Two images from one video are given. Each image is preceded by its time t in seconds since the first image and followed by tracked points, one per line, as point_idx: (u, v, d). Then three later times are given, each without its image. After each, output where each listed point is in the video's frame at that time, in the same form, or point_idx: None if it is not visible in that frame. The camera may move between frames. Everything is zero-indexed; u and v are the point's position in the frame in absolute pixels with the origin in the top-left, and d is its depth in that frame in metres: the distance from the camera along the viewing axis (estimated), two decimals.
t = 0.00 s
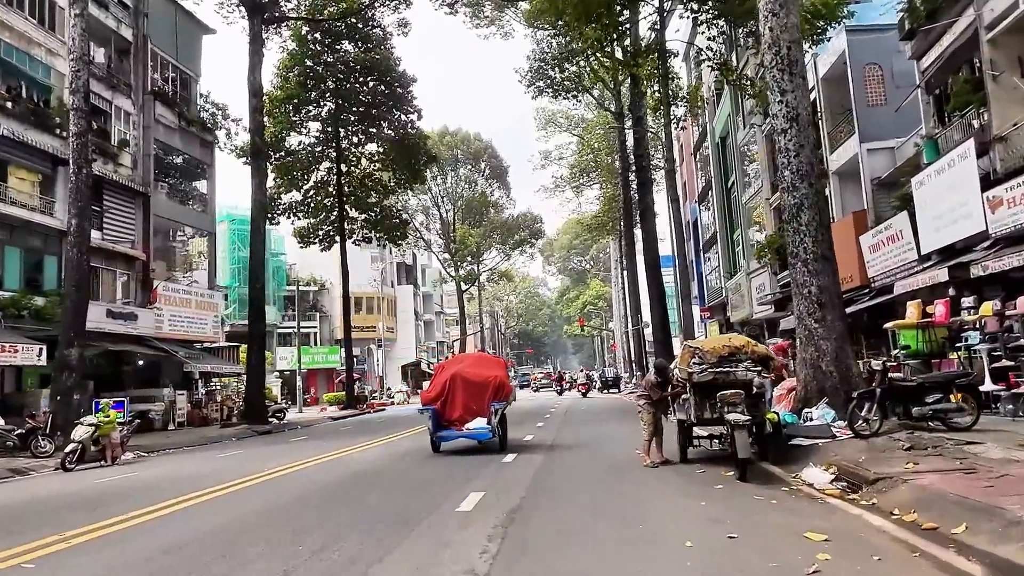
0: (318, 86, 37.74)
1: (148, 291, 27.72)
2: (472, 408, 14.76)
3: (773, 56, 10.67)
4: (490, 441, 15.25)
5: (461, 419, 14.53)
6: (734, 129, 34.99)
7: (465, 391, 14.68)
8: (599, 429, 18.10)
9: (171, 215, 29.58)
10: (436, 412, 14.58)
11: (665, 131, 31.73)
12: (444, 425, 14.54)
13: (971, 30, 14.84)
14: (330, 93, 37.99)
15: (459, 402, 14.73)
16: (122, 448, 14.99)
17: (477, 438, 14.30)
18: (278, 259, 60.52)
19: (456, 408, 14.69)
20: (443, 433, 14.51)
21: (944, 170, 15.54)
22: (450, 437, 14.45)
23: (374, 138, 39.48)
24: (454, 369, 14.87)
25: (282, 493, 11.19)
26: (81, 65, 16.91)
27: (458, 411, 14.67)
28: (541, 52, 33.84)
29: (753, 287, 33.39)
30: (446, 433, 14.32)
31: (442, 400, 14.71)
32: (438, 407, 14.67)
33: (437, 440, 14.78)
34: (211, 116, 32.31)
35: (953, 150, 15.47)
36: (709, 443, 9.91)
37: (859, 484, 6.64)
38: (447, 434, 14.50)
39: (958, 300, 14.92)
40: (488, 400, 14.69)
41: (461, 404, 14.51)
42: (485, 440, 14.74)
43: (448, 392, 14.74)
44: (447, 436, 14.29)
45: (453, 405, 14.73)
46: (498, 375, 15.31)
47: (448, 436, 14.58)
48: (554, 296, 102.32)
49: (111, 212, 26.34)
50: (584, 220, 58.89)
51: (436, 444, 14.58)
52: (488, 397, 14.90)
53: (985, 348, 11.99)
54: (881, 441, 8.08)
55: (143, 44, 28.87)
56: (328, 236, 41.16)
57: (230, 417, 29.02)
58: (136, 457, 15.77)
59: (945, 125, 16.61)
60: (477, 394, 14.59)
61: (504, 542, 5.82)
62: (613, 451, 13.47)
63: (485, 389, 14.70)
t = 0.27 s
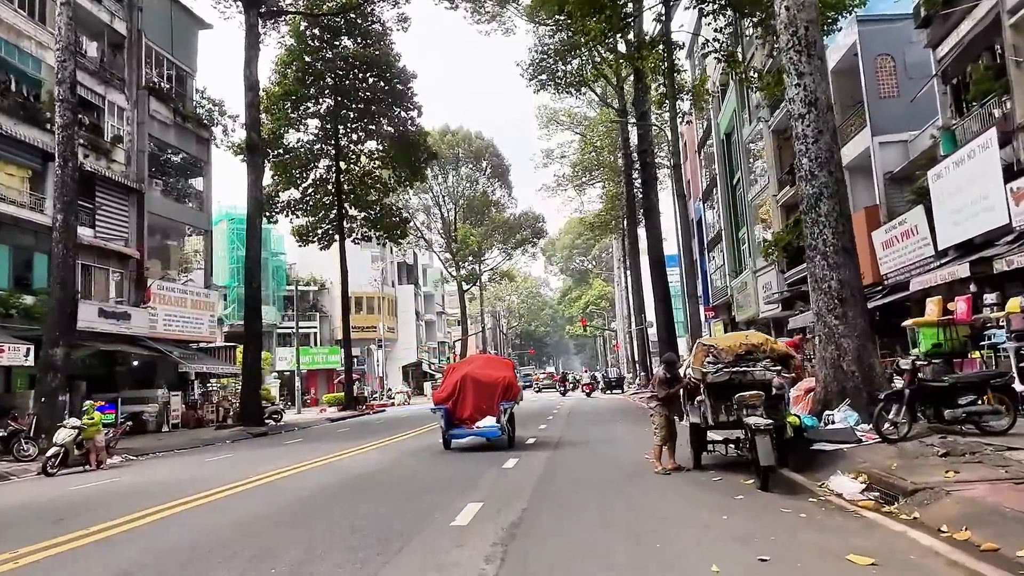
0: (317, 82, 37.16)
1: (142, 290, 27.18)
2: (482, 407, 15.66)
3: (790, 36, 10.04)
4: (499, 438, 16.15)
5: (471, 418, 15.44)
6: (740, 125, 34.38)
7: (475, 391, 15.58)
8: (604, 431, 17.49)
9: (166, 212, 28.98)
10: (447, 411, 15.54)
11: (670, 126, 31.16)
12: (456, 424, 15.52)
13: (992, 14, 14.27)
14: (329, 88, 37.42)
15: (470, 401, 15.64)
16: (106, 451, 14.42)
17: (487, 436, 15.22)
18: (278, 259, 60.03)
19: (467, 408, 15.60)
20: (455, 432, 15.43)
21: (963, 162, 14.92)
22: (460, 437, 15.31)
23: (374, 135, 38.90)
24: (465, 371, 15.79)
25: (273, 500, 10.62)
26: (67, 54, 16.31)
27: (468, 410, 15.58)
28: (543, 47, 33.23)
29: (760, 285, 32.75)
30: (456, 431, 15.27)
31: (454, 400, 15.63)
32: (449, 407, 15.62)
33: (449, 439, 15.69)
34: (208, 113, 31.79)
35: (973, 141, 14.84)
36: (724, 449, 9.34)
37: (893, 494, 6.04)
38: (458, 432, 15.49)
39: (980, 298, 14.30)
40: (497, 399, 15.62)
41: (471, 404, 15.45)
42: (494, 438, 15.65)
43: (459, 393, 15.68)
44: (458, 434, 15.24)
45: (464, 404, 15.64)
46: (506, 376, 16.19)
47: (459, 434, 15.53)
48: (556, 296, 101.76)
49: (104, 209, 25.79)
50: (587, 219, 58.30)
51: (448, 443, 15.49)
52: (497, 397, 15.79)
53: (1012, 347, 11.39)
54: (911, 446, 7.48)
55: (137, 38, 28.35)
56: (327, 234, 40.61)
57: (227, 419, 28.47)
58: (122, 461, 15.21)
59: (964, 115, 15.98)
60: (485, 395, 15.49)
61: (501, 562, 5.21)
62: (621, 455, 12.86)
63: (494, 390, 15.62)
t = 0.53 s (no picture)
0: (315, 78, 36.58)
1: (135, 289, 26.62)
2: (491, 406, 15.96)
3: (808, 14, 9.44)
4: (504, 436, 16.50)
5: (480, 417, 15.72)
6: (746, 121, 33.75)
7: (484, 391, 15.86)
8: (608, 433, 16.88)
9: (160, 210, 28.42)
10: (458, 410, 15.77)
11: (674, 121, 30.52)
12: (465, 423, 15.79)
13: None
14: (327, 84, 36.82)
15: (479, 400, 15.92)
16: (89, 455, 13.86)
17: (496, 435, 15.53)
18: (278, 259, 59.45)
19: (476, 407, 15.88)
20: (464, 430, 15.70)
21: (983, 153, 14.33)
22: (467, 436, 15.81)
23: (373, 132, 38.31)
24: (474, 371, 16.05)
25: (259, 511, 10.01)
26: (51, 43, 15.76)
27: (477, 408, 15.86)
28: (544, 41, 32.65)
29: (766, 284, 32.12)
30: (467, 430, 15.55)
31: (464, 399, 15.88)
32: (459, 406, 15.87)
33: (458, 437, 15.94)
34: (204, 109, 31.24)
35: (992, 131, 14.25)
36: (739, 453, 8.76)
37: (936, 507, 5.42)
38: (468, 431, 15.76)
39: (1002, 294, 13.72)
40: (506, 399, 15.93)
41: (480, 403, 15.73)
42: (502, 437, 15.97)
43: (468, 392, 15.95)
44: (468, 432, 15.51)
45: (473, 403, 15.90)
46: (513, 376, 16.53)
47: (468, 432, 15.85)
48: (558, 296, 101.17)
49: (96, 206, 25.24)
50: (589, 218, 57.68)
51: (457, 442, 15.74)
52: (505, 396, 16.11)
53: None
54: (946, 453, 6.87)
55: (130, 32, 27.81)
56: (326, 233, 40.04)
57: (222, 420, 27.93)
58: (108, 465, 14.65)
59: (982, 105, 15.39)
60: (495, 395, 15.81)
61: None
62: (627, 461, 12.26)
63: (502, 389, 15.93)
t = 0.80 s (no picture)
0: (312, 74, 35.98)
1: (127, 288, 26.05)
2: (497, 405, 17.01)
3: None
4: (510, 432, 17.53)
5: (487, 415, 16.80)
6: (750, 116, 33.16)
7: (490, 391, 16.92)
8: (611, 436, 16.35)
9: (154, 207, 27.84)
10: (465, 409, 16.90)
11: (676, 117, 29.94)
12: (473, 421, 16.88)
13: None
14: (324, 80, 36.24)
15: (485, 400, 16.99)
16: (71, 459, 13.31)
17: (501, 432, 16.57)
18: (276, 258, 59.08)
19: (482, 406, 16.96)
20: (472, 428, 16.80)
21: (1000, 144, 13.77)
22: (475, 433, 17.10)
23: (371, 129, 37.72)
24: (480, 372, 17.11)
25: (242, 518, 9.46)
26: (33, 31, 15.18)
27: (483, 407, 16.95)
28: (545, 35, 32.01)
29: (770, 282, 31.55)
30: (474, 428, 16.70)
31: (471, 399, 16.97)
32: (467, 405, 16.98)
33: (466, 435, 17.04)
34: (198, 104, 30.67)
35: (1011, 121, 13.68)
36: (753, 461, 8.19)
37: (985, 524, 4.85)
38: (475, 429, 16.82)
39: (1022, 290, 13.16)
40: (510, 398, 16.96)
41: (486, 402, 16.80)
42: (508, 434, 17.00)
43: (475, 392, 17.01)
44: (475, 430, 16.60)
45: (479, 402, 16.99)
46: (517, 376, 17.55)
47: (475, 430, 16.98)
48: (559, 296, 100.62)
49: (86, 202, 24.68)
50: (590, 217, 57.09)
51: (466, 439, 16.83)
52: (510, 396, 17.12)
53: None
54: (984, 460, 6.29)
55: (122, 26, 27.24)
56: (324, 231, 39.49)
57: (216, 421, 27.40)
58: (92, 469, 14.10)
59: (999, 94, 14.81)
60: (500, 394, 16.86)
61: None
62: (634, 466, 11.68)
63: (507, 389, 16.94)
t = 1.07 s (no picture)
0: (307, 69, 35.40)
1: (116, 288, 25.34)
2: (499, 404, 17.68)
3: None
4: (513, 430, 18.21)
5: (490, 414, 17.49)
6: (752, 112, 32.64)
7: (493, 391, 17.57)
8: (612, 438, 15.81)
9: (144, 204, 27.27)
10: (468, 409, 17.53)
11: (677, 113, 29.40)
12: (477, 420, 17.56)
13: None
14: (320, 76, 35.70)
15: (488, 399, 17.67)
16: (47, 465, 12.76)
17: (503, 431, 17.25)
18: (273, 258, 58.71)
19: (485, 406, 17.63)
20: (476, 427, 17.49)
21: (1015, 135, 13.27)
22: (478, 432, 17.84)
23: (367, 126, 37.16)
24: (483, 372, 17.74)
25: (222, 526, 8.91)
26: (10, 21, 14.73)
27: (486, 406, 17.64)
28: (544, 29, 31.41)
29: (773, 280, 31.02)
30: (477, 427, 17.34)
31: (474, 399, 17.63)
32: (470, 405, 17.66)
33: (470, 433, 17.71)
34: (191, 101, 30.08)
35: None
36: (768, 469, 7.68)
37: None
38: (479, 428, 17.52)
39: None
40: (513, 397, 17.63)
41: (489, 402, 17.47)
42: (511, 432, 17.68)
43: (478, 392, 17.67)
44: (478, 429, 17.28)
45: (482, 402, 17.68)
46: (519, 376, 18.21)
47: (479, 429, 17.69)
48: (558, 296, 100.12)
49: (74, 199, 24.11)
50: (590, 216, 56.56)
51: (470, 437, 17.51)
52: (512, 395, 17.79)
53: None
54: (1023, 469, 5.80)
55: (111, 19, 26.67)
56: (320, 230, 38.94)
57: (209, 423, 26.87)
58: (71, 475, 13.54)
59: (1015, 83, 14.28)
60: (502, 394, 17.49)
61: None
62: (638, 472, 11.12)
63: (509, 389, 17.59)
